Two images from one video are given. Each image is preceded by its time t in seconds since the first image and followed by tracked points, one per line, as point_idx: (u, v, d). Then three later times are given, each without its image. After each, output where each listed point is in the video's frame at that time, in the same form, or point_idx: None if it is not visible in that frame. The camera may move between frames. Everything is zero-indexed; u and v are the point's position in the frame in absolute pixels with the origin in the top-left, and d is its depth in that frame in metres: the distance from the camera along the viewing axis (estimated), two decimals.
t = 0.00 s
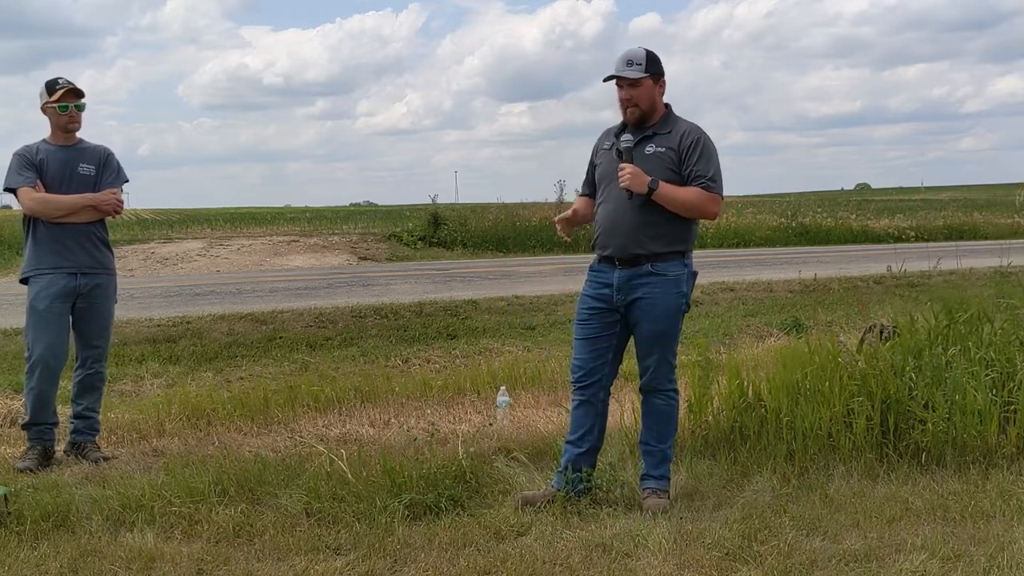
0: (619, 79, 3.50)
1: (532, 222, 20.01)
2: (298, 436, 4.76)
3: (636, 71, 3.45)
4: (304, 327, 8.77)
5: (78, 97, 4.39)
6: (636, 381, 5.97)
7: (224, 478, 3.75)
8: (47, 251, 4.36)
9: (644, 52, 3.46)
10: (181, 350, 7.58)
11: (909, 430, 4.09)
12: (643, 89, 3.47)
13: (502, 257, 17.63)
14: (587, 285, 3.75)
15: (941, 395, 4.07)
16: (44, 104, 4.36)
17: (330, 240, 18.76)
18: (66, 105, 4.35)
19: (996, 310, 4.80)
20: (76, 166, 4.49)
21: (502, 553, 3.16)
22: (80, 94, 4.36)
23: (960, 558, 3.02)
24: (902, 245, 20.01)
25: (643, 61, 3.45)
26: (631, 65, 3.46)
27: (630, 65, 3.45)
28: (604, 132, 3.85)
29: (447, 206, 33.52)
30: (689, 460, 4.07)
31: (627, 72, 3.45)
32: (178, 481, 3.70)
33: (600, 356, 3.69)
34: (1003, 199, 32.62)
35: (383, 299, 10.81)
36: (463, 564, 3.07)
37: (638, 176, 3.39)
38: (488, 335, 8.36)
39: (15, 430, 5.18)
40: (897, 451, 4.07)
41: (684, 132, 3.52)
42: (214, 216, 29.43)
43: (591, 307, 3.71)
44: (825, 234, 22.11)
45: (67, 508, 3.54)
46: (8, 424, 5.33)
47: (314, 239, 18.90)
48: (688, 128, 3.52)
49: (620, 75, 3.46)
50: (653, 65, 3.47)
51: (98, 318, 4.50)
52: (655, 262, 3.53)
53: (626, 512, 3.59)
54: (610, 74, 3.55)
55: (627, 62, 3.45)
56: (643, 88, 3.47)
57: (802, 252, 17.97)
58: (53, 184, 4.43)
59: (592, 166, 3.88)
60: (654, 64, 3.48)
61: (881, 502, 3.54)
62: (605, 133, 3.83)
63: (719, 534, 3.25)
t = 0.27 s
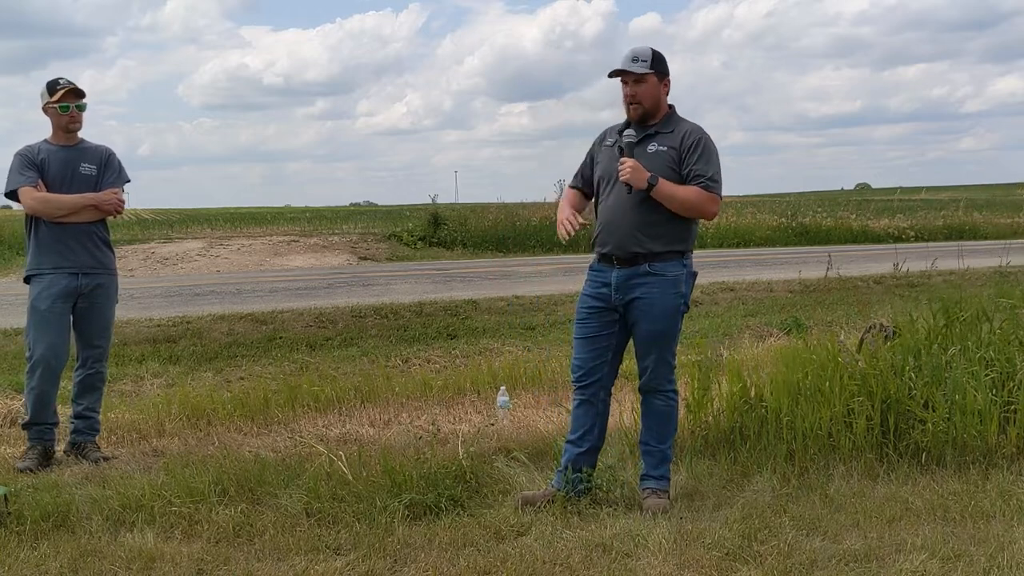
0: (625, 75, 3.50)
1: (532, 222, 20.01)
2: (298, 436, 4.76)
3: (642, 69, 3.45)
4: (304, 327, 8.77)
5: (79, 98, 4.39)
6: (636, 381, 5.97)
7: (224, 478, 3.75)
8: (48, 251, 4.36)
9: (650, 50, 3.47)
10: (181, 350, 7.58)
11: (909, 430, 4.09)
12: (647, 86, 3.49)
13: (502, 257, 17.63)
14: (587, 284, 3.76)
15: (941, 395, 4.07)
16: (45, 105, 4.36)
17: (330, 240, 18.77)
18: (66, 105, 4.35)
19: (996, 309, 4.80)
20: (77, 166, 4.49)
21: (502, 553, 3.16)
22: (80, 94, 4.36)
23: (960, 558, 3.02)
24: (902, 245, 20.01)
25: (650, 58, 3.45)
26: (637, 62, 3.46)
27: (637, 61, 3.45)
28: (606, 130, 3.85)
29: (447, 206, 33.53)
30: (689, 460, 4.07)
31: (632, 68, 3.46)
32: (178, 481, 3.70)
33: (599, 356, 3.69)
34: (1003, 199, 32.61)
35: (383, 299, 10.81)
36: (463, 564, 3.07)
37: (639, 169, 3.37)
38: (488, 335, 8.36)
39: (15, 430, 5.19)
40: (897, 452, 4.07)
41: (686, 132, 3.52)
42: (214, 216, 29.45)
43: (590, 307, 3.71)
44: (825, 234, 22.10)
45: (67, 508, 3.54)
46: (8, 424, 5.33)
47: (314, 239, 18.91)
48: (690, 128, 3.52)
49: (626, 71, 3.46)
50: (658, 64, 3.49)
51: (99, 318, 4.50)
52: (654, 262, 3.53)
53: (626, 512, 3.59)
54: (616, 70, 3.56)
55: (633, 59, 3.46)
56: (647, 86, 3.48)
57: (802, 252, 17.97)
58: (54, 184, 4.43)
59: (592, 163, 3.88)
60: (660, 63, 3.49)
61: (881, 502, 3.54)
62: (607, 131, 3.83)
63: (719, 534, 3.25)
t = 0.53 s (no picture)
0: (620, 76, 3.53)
1: (532, 221, 20.01)
2: (298, 436, 4.76)
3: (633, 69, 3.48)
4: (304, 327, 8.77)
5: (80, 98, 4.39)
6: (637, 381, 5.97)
7: (224, 478, 3.75)
8: (48, 251, 4.36)
9: (644, 50, 3.50)
10: (181, 350, 7.58)
11: (909, 430, 4.09)
12: (636, 85, 3.50)
13: (502, 257, 17.63)
14: (587, 285, 3.76)
15: (941, 395, 4.07)
16: (46, 105, 4.36)
17: (330, 240, 18.77)
18: (66, 105, 4.35)
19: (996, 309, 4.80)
20: (78, 166, 4.49)
21: (502, 553, 3.16)
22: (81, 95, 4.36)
23: (960, 558, 3.02)
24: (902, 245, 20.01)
25: (640, 57, 3.48)
26: (628, 62, 3.50)
27: (627, 62, 3.50)
28: (609, 131, 3.86)
29: (447, 206, 33.54)
30: (689, 460, 4.07)
31: (624, 68, 3.50)
32: (178, 481, 3.70)
33: (600, 356, 3.69)
34: (1003, 200, 32.61)
35: (383, 299, 10.81)
36: (463, 564, 3.07)
37: (634, 178, 3.40)
38: (488, 335, 8.37)
39: (15, 430, 5.19)
40: (897, 452, 4.07)
41: (685, 134, 3.51)
42: (214, 216, 29.45)
43: (589, 306, 3.71)
44: (825, 234, 22.10)
45: (67, 508, 3.54)
46: (8, 424, 5.33)
47: (314, 239, 18.91)
48: (689, 130, 3.51)
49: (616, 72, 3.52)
50: (654, 63, 3.49)
51: (99, 318, 4.50)
52: (652, 262, 3.53)
53: (626, 512, 3.59)
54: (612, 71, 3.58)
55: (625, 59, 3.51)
56: (636, 84, 3.50)
57: (802, 252, 17.98)
58: (55, 183, 4.43)
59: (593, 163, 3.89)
60: (656, 63, 3.50)
61: (881, 502, 3.54)
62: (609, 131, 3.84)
63: (718, 534, 3.25)
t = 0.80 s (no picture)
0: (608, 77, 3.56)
1: (532, 221, 20.02)
2: (298, 436, 4.76)
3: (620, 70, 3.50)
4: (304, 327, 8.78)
5: (81, 99, 4.40)
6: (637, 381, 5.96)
7: (224, 478, 3.75)
8: (49, 251, 4.36)
9: (633, 50, 3.51)
10: (181, 350, 7.58)
11: (909, 430, 4.09)
12: (629, 87, 3.51)
13: (502, 257, 17.63)
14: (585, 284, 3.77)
15: (941, 395, 4.07)
16: (47, 105, 4.36)
17: (330, 240, 18.77)
18: (66, 106, 4.35)
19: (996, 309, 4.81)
20: (79, 166, 4.49)
21: (502, 553, 3.16)
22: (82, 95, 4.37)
23: (960, 558, 3.03)
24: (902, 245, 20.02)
25: (630, 59, 3.49)
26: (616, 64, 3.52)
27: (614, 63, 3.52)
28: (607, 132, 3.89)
29: (446, 206, 33.55)
30: (689, 460, 4.08)
31: (613, 70, 3.52)
32: (178, 481, 3.70)
33: (598, 356, 3.69)
34: (1003, 200, 32.61)
35: (383, 299, 10.81)
36: (463, 564, 3.07)
37: (619, 174, 3.45)
38: (488, 335, 8.37)
39: (15, 430, 5.19)
40: (897, 451, 4.07)
41: (672, 132, 3.50)
42: (214, 216, 29.47)
43: (587, 306, 3.72)
44: (825, 235, 22.11)
45: (68, 508, 3.54)
46: (8, 424, 5.33)
47: (314, 239, 18.91)
48: (676, 128, 3.50)
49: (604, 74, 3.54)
50: (643, 64, 3.50)
51: (99, 318, 4.50)
52: (646, 262, 3.53)
53: (626, 512, 3.59)
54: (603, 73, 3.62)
55: (615, 60, 3.52)
56: (628, 86, 3.51)
57: (802, 252, 17.98)
58: (55, 183, 4.43)
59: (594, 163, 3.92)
60: (644, 63, 3.50)
61: (881, 502, 3.54)
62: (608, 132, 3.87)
63: (719, 534, 3.25)
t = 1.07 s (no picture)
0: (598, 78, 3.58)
1: (532, 221, 20.02)
2: (298, 436, 4.76)
3: (609, 71, 3.51)
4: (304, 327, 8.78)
5: (81, 99, 4.40)
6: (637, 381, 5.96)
7: (224, 478, 3.75)
8: (49, 251, 4.36)
9: (622, 52, 3.51)
10: (181, 350, 7.58)
11: (909, 430, 4.09)
12: (618, 89, 3.52)
13: (502, 257, 17.63)
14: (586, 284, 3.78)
15: (941, 395, 4.07)
16: (47, 105, 4.36)
17: (330, 240, 18.77)
18: (67, 106, 4.35)
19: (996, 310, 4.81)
20: (80, 166, 4.49)
21: (502, 553, 3.16)
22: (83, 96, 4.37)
23: (960, 558, 3.03)
24: (902, 245, 20.03)
25: (619, 61, 3.50)
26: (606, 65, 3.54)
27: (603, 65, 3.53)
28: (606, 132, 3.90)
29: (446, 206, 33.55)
30: (689, 460, 4.08)
31: (603, 71, 3.53)
32: (178, 481, 3.70)
33: (598, 355, 3.70)
34: (1003, 200, 32.61)
35: (383, 299, 10.81)
36: (463, 564, 3.07)
37: (609, 174, 3.47)
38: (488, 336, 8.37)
39: (15, 430, 5.19)
40: (897, 451, 4.07)
41: (663, 131, 3.50)
42: (214, 216, 29.47)
43: (586, 305, 3.73)
44: (825, 235, 22.10)
45: (68, 508, 3.54)
46: (8, 424, 5.33)
47: (314, 239, 18.91)
48: (667, 127, 3.49)
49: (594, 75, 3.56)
50: (632, 65, 3.50)
51: (99, 318, 4.50)
52: (641, 262, 3.52)
53: (626, 512, 3.59)
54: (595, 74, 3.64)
55: (605, 62, 3.53)
56: (618, 88, 3.52)
57: (802, 252, 17.98)
58: (56, 183, 4.42)
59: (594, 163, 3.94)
60: (634, 65, 3.50)
61: (881, 502, 3.54)
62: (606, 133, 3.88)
63: (719, 534, 3.25)
